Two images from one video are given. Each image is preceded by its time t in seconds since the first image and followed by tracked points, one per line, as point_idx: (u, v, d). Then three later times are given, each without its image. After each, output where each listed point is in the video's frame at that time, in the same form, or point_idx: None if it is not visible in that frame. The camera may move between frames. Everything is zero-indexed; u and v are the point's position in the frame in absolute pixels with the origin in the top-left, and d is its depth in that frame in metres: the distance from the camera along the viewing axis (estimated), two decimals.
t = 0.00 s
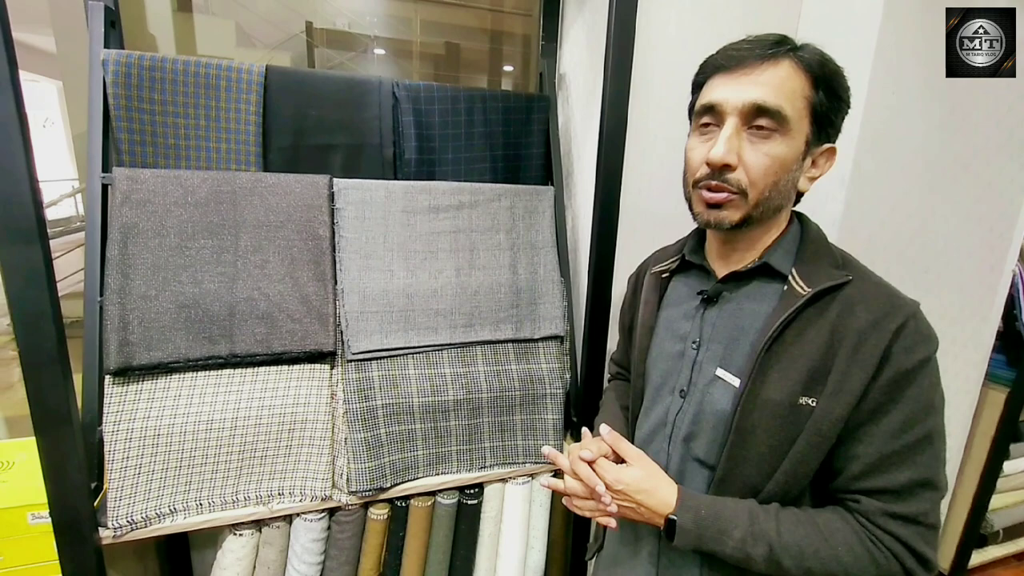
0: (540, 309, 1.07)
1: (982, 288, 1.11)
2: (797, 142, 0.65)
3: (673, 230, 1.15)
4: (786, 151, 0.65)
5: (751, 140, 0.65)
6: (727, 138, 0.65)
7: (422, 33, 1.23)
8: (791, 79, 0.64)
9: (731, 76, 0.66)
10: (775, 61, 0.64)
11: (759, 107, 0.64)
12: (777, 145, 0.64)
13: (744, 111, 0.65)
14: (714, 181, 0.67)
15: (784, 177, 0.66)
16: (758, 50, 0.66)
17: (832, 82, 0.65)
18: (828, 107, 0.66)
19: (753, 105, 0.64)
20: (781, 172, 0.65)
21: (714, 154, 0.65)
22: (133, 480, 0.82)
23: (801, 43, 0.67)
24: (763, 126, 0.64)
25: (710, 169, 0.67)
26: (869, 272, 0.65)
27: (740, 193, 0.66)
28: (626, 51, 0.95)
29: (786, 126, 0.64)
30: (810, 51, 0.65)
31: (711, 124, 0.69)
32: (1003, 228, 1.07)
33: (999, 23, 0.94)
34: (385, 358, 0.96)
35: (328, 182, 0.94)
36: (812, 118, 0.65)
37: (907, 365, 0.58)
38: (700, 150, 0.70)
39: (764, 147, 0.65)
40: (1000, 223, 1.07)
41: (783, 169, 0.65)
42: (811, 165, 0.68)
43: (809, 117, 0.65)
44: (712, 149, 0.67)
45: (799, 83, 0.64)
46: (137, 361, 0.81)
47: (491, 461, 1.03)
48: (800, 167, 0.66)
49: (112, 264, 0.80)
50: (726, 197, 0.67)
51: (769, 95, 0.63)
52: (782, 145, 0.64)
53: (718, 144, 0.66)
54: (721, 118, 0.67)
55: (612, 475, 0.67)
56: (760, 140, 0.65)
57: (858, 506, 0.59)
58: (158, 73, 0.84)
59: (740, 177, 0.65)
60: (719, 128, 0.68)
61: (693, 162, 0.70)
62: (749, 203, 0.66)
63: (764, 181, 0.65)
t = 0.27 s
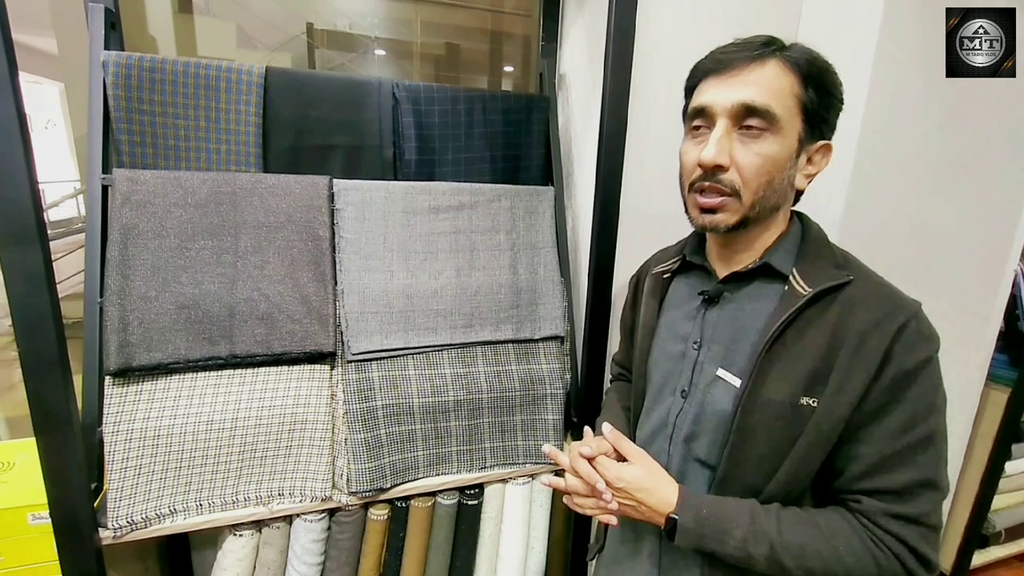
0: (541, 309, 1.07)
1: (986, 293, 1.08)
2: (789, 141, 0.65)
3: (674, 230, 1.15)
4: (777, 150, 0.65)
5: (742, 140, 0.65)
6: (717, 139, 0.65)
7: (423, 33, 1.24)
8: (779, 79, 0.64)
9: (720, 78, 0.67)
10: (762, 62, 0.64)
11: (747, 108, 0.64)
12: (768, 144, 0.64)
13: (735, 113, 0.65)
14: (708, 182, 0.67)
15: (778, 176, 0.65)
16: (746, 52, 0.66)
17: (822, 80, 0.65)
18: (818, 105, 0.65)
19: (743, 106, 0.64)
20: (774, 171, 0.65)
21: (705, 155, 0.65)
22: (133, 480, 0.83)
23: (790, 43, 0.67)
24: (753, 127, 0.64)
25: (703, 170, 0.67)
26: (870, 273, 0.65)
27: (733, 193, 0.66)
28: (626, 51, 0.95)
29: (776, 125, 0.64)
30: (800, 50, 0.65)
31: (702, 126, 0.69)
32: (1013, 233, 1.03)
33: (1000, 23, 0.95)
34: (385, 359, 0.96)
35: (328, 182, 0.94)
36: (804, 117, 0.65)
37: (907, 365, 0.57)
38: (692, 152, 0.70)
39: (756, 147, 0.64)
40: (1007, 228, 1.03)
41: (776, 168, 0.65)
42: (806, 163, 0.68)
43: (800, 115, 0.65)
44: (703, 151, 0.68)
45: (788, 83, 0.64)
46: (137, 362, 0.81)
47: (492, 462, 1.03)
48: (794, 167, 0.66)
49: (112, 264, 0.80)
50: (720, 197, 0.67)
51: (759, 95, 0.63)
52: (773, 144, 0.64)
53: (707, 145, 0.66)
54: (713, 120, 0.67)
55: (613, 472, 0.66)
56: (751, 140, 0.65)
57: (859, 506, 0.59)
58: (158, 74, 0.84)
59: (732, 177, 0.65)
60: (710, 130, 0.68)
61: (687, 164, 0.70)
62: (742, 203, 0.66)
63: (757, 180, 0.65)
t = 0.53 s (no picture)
0: (542, 305, 1.07)
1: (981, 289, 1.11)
2: (791, 134, 0.64)
3: (675, 226, 1.14)
4: (779, 143, 0.64)
5: (743, 133, 0.65)
6: (718, 132, 0.65)
7: (424, 29, 1.23)
8: (782, 71, 0.63)
9: (722, 71, 0.66)
10: (765, 53, 0.64)
11: (749, 100, 0.64)
12: (769, 137, 0.64)
13: (735, 105, 0.65)
14: (708, 175, 0.67)
15: (780, 170, 0.65)
16: (748, 44, 0.65)
17: (826, 71, 0.64)
18: (822, 98, 0.65)
19: (743, 98, 0.64)
20: (776, 164, 0.64)
21: (705, 148, 0.65)
22: (136, 475, 0.83)
23: (794, 35, 0.66)
24: (754, 119, 0.64)
25: (703, 163, 0.67)
26: (873, 268, 0.64)
27: (733, 186, 0.65)
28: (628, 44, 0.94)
29: (777, 118, 0.63)
30: (802, 42, 0.64)
31: (705, 119, 0.69)
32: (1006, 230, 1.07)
33: (1000, 23, 0.94)
34: (386, 354, 0.96)
35: (329, 178, 0.93)
36: (806, 109, 0.64)
37: (910, 361, 0.57)
38: (693, 145, 0.70)
39: (756, 140, 0.64)
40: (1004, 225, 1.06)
41: (777, 161, 0.64)
42: (809, 157, 0.67)
43: (803, 108, 0.64)
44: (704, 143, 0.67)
45: (791, 75, 0.63)
46: (138, 358, 0.81)
47: (493, 457, 1.03)
48: (795, 160, 0.66)
49: (113, 260, 0.80)
50: (720, 190, 0.66)
51: (759, 87, 0.63)
52: (774, 137, 0.64)
53: (708, 138, 0.66)
54: (713, 112, 0.67)
55: (614, 465, 0.66)
56: (751, 132, 0.64)
57: (861, 503, 0.59)
58: (157, 69, 0.84)
59: (733, 170, 0.65)
60: (711, 122, 0.68)
61: (687, 157, 0.70)
62: (743, 196, 0.65)
63: (758, 174, 0.64)
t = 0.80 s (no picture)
0: (543, 306, 1.07)
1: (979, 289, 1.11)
2: (797, 135, 0.64)
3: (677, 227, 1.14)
4: (785, 145, 0.64)
5: (748, 134, 0.65)
6: (724, 133, 0.65)
7: (426, 30, 1.23)
8: (790, 73, 0.63)
9: (730, 72, 0.66)
10: (773, 55, 0.64)
11: (755, 102, 0.64)
12: (774, 139, 0.64)
13: (742, 106, 0.65)
14: (712, 176, 0.67)
15: (785, 172, 0.65)
16: (756, 45, 0.65)
17: (835, 73, 0.64)
18: (830, 100, 0.65)
19: (750, 100, 0.64)
20: (781, 166, 0.64)
21: (710, 149, 0.65)
22: (138, 475, 0.83)
23: (804, 35, 0.66)
24: (761, 120, 0.64)
25: (708, 164, 0.67)
26: (878, 271, 0.64)
27: (737, 187, 0.65)
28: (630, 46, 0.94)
29: (784, 120, 0.63)
30: (813, 43, 0.64)
31: (710, 119, 0.69)
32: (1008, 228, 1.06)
33: (999, 23, 0.96)
34: (388, 355, 0.96)
35: (331, 179, 0.94)
36: (813, 111, 0.64)
37: (912, 365, 0.57)
38: (698, 145, 0.70)
39: (762, 141, 0.64)
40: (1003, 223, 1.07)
41: (783, 163, 0.64)
42: (816, 159, 0.67)
43: (810, 110, 0.64)
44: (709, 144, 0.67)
45: (798, 77, 0.63)
46: (142, 358, 0.81)
47: (495, 458, 1.03)
48: (801, 162, 0.65)
49: (116, 261, 0.81)
50: (724, 192, 0.66)
51: (767, 89, 0.63)
52: (780, 139, 0.64)
53: (713, 139, 0.66)
54: (720, 113, 0.67)
55: (613, 464, 0.67)
56: (757, 134, 0.64)
57: (861, 508, 0.59)
58: (161, 70, 0.85)
59: (737, 171, 0.65)
60: (717, 123, 0.68)
61: (693, 158, 0.70)
62: (747, 198, 0.65)
63: (763, 175, 0.64)
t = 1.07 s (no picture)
0: (543, 307, 1.07)
1: (979, 294, 1.06)
2: (800, 138, 0.64)
3: (677, 229, 1.15)
4: (787, 148, 0.64)
5: (751, 137, 0.65)
6: (727, 136, 0.65)
7: (427, 31, 1.24)
8: (795, 77, 0.63)
9: (734, 74, 0.66)
10: (777, 58, 0.64)
11: (758, 104, 0.64)
12: (777, 141, 0.64)
13: (745, 108, 0.65)
14: (714, 178, 0.67)
15: (787, 175, 0.65)
16: (761, 48, 0.66)
17: (839, 77, 0.64)
18: (834, 105, 0.65)
19: (753, 102, 0.64)
20: (784, 169, 0.65)
21: (713, 152, 0.66)
22: (139, 475, 0.83)
23: (809, 39, 0.66)
24: (764, 123, 0.64)
25: (710, 165, 0.67)
26: (879, 274, 0.65)
27: (739, 189, 0.66)
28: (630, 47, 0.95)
29: (787, 123, 0.64)
30: (817, 47, 0.64)
31: (714, 121, 0.69)
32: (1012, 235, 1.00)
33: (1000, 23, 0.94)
34: (389, 355, 0.96)
35: (332, 179, 0.94)
36: (816, 114, 0.64)
37: (912, 369, 0.57)
38: (702, 147, 0.70)
39: (765, 144, 0.64)
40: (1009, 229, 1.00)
41: (785, 166, 0.65)
42: (818, 162, 0.67)
43: (813, 113, 0.64)
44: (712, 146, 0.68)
45: (802, 80, 0.63)
46: (143, 357, 0.82)
47: (494, 459, 1.04)
48: (804, 166, 0.66)
49: (118, 261, 0.81)
50: (726, 193, 0.67)
51: (770, 92, 0.63)
52: (782, 142, 0.64)
53: (716, 140, 0.66)
54: (723, 115, 0.67)
55: (610, 461, 0.67)
56: (760, 136, 0.65)
57: (859, 512, 0.59)
58: (164, 71, 0.85)
59: (740, 174, 0.65)
60: (721, 125, 0.68)
61: (696, 159, 0.71)
62: (749, 200, 0.66)
63: (765, 178, 0.65)
